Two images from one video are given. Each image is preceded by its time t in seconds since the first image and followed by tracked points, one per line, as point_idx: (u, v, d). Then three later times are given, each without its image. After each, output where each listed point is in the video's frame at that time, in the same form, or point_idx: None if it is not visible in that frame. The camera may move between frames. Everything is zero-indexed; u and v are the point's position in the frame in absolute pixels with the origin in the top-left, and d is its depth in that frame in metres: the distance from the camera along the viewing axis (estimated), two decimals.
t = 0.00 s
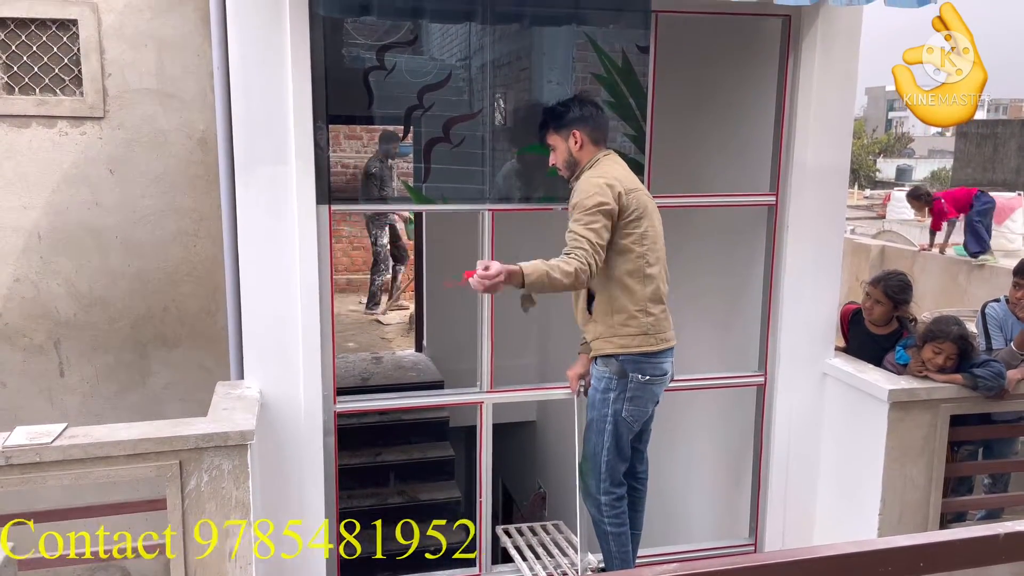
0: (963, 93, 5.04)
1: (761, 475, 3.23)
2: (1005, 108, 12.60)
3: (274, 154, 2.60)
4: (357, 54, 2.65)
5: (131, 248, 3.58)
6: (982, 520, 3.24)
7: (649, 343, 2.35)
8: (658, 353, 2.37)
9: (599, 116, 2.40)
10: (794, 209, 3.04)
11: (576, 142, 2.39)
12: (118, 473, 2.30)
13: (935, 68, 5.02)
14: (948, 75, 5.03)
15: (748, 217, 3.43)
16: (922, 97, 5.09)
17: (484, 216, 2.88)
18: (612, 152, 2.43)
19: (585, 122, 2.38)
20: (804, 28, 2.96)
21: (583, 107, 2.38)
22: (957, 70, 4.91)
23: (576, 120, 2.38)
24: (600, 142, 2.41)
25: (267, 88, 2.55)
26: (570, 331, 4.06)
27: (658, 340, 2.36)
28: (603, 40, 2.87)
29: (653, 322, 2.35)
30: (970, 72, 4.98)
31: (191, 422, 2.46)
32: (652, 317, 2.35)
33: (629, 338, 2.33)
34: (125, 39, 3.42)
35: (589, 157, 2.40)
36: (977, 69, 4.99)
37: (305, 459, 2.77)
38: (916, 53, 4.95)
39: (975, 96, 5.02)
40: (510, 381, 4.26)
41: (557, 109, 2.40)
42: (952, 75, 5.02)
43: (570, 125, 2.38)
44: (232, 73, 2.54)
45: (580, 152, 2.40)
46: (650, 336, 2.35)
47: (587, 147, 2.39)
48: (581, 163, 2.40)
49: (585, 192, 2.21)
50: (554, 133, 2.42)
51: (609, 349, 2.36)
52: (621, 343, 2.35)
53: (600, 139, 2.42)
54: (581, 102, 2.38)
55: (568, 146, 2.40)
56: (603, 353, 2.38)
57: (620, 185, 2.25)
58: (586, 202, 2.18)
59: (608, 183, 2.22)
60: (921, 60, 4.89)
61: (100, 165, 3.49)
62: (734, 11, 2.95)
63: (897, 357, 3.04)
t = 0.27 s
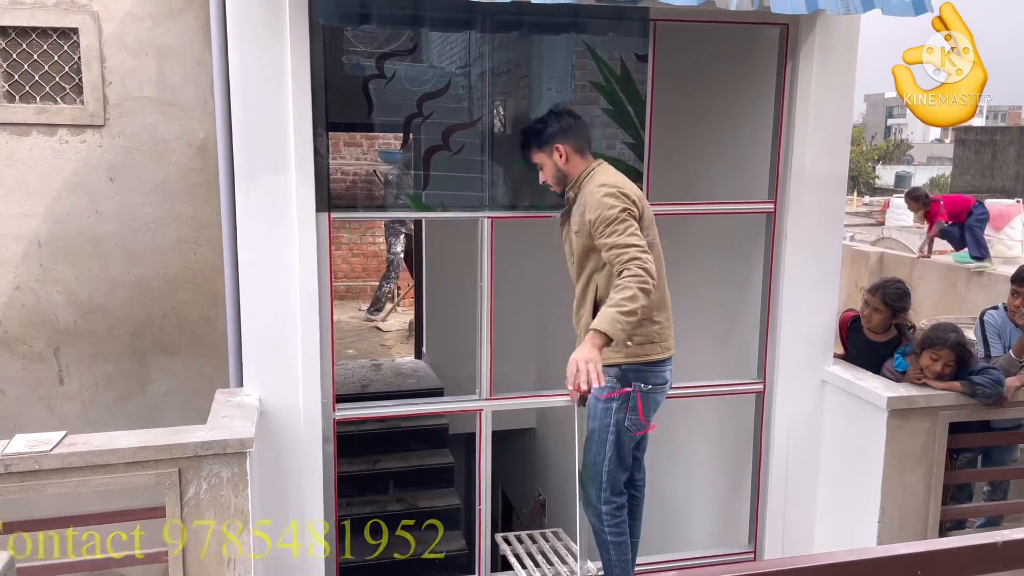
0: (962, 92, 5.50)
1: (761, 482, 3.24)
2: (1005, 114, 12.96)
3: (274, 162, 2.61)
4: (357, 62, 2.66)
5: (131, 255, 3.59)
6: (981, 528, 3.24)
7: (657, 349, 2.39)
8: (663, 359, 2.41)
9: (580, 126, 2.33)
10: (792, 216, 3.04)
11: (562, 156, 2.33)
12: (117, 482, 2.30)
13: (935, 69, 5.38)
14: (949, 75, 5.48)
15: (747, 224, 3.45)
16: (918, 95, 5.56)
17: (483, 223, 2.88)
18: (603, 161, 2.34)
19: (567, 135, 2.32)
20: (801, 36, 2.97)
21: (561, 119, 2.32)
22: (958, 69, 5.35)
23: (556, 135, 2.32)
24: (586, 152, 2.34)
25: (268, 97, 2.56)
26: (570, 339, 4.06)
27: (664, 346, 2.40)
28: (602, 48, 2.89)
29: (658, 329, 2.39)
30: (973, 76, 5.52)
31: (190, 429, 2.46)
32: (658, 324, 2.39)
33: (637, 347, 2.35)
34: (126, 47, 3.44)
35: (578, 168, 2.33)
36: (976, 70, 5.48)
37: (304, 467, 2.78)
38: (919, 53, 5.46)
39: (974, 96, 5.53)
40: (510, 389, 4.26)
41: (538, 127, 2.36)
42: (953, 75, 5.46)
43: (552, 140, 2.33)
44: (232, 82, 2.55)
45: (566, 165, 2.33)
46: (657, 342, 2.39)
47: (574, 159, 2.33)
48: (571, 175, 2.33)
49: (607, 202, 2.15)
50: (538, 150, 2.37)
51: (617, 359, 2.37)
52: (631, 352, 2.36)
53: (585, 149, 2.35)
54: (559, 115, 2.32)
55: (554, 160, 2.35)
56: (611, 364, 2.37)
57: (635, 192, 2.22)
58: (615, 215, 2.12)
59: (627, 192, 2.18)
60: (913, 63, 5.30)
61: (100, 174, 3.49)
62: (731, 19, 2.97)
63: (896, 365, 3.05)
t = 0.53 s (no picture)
0: (962, 92, 5.97)
1: (760, 490, 3.23)
2: (1007, 118, 12.96)
3: (274, 170, 2.61)
4: (357, 69, 2.67)
5: (130, 263, 3.59)
6: (982, 535, 3.23)
7: (662, 363, 2.36)
8: (667, 372, 2.38)
9: (568, 140, 2.33)
10: (791, 225, 3.05)
11: (555, 172, 2.33)
12: (115, 490, 2.30)
13: (936, 66, 5.72)
14: (948, 75, 5.79)
15: (747, 231, 3.45)
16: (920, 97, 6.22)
17: (483, 231, 2.89)
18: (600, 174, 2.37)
19: (557, 150, 2.32)
20: (799, 44, 2.99)
21: (549, 135, 2.32)
22: (959, 68, 5.60)
23: (547, 151, 2.32)
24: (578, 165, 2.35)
25: (267, 105, 2.57)
26: (569, 346, 4.05)
27: (668, 359, 2.37)
28: (601, 56, 2.90)
29: (661, 342, 2.36)
30: (972, 76, 5.89)
31: (189, 437, 2.45)
32: (660, 337, 2.36)
33: (641, 363, 2.33)
34: (126, 56, 3.44)
35: (572, 182, 2.34)
36: (977, 71, 5.96)
37: (303, 476, 2.77)
38: (918, 53, 5.74)
39: (970, 96, 5.96)
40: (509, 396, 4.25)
41: (525, 145, 2.35)
42: (954, 76, 5.80)
43: (543, 157, 2.33)
44: (232, 91, 2.56)
45: (560, 180, 2.34)
46: (661, 355, 2.36)
47: (567, 174, 2.33)
48: (567, 191, 2.34)
49: (598, 229, 2.15)
50: (531, 168, 2.37)
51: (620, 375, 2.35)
52: (635, 369, 2.33)
53: (577, 161, 2.35)
54: (546, 130, 2.33)
55: (547, 177, 2.35)
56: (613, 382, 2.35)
57: (629, 211, 2.20)
58: (604, 244, 2.12)
59: (620, 213, 2.17)
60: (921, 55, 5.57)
61: (99, 182, 3.50)
62: (730, 27, 2.98)
63: (894, 372, 3.03)
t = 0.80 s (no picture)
0: (961, 92, 6.03)
1: (760, 496, 3.22)
2: (1007, 125, 13.04)
3: (273, 177, 2.62)
4: (357, 76, 2.67)
5: (129, 270, 3.59)
6: (982, 541, 3.22)
7: (659, 378, 2.34)
8: (664, 386, 2.36)
9: (563, 149, 2.30)
10: (790, 231, 3.06)
11: (552, 184, 2.33)
12: (114, 497, 2.29)
13: (936, 66, 5.70)
14: (948, 76, 5.83)
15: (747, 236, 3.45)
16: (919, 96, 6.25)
17: (482, 237, 2.89)
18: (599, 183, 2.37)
19: (552, 161, 2.30)
20: (797, 51, 2.99)
21: (543, 145, 2.29)
22: (958, 66, 5.69)
23: (542, 162, 2.31)
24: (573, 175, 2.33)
25: (267, 113, 2.57)
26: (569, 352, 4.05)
27: (666, 373, 2.35)
28: (599, 62, 2.91)
29: (658, 355, 2.34)
30: (970, 76, 5.95)
31: (188, 444, 2.45)
32: (657, 350, 2.34)
33: (636, 378, 2.32)
34: (126, 63, 3.45)
35: (569, 194, 2.34)
36: (977, 71, 6.01)
37: (303, 482, 2.77)
38: (917, 53, 5.77)
39: (969, 91, 6.01)
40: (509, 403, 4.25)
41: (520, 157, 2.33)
42: (954, 76, 5.85)
43: (538, 169, 2.32)
44: (231, 97, 2.56)
45: (557, 192, 2.33)
46: (658, 369, 2.34)
47: (563, 185, 2.33)
48: (563, 202, 2.34)
49: (583, 248, 2.17)
50: (527, 180, 2.36)
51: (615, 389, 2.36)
52: (629, 383, 2.33)
53: (573, 171, 2.34)
54: (541, 141, 2.29)
55: (544, 189, 2.35)
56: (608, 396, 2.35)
57: (620, 228, 2.19)
58: (588, 265, 2.15)
59: (609, 232, 2.16)
60: (921, 57, 5.64)
61: (99, 189, 3.50)
62: (729, 34, 2.99)
63: (894, 378, 3.03)
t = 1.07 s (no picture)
0: (961, 92, 6.02)
1: (761, 500, 3.22)
2: (1012, 127, 13.03)
3: (273, 181, 2.62)
4: (357, 80, 2.68)
5: (129, 274, 3.59)
6: (984, 545, 3.22)
7: (650, 387, 2.36)
8: (656, 395, 2.38)
9: (567, 150, 2.31)
10: (790, 235, 3.06)
11: (554, 184, 2.33)
12: (113, 502, 2.29)
13: (935, 67, 5.69)
14: (948, 76, 5.83)
15: (747, 240, 3.45)
16: (920, 97, 6.28)
17: (483, 240, 2.89)
18: (600, 184, 2.38)
19: (555, 161, 2.30)
20: (797, 54, 3.00)
21: (547, 144, 2.30)
22: (958, 66, 5.64)
23: (545, 162, 2.30)
24: (576, 175, 2.34)
25: (267, 116, 2.58)
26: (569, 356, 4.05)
27: (657, 382, 2.37)
28: (599, 67, 2.91)
29: (649, 365, 2.35)
30: (970, 76, 5.90)
31: (188, 449, 2.44)
32: (649, 360, 2.35)
33: (628, 387, 2.33)
34: (126, 68, 3.46)
35: (572, 195, 2.35)
36: (977, 70, 5.98)
37: (303, 486, 2.76)
38: (917, 52, 5.76)
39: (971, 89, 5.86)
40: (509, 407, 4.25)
41: (522, 157, 2.33)
42: (954, 75, 5.83)
43: (541, 169, 2.31)
44: (230, 101, 2.56)
45: (559, 193, 2.34)
46: (649, 378, 2.36)
47: (566, 186, 2.33)
48: (565, 203, 2.35)
49: (577, 255, 2.17)
50: (529, 180, 2.36)
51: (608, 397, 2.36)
52: (620, 391, 2.35)
53: (575, 172, 2.34)
54: (544, 139, 2.30)
55: (546, 189, 2.35)
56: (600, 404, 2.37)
57: (615, 237, 2.17)
58: (580, 274, 2.14)
59: (604, 241, 2.15)
60: (921, 56, 5.57)
61: (99, 193, 3.51)
62: (728, 38, 2.99)
63: (896, 382, 3.01)
